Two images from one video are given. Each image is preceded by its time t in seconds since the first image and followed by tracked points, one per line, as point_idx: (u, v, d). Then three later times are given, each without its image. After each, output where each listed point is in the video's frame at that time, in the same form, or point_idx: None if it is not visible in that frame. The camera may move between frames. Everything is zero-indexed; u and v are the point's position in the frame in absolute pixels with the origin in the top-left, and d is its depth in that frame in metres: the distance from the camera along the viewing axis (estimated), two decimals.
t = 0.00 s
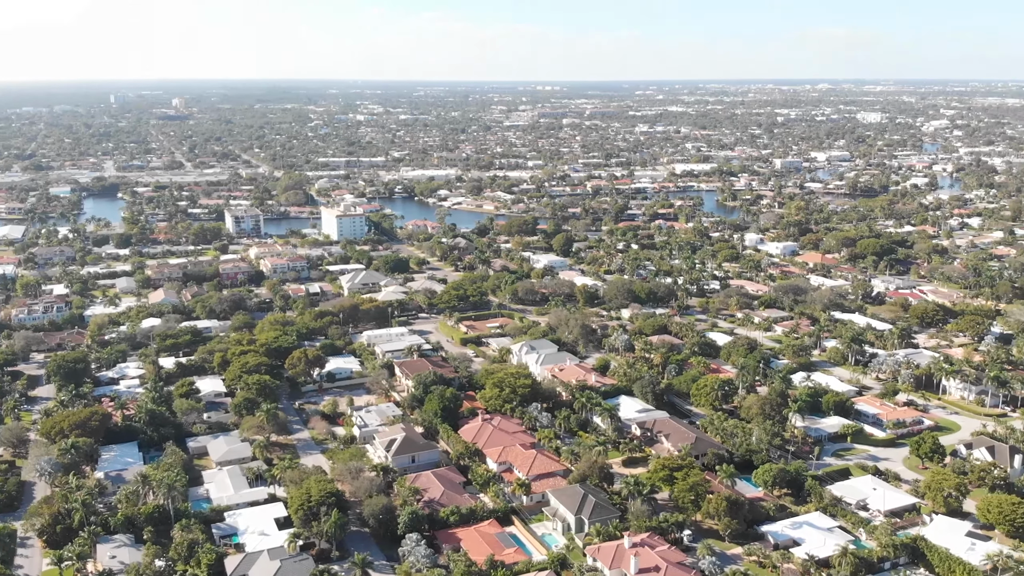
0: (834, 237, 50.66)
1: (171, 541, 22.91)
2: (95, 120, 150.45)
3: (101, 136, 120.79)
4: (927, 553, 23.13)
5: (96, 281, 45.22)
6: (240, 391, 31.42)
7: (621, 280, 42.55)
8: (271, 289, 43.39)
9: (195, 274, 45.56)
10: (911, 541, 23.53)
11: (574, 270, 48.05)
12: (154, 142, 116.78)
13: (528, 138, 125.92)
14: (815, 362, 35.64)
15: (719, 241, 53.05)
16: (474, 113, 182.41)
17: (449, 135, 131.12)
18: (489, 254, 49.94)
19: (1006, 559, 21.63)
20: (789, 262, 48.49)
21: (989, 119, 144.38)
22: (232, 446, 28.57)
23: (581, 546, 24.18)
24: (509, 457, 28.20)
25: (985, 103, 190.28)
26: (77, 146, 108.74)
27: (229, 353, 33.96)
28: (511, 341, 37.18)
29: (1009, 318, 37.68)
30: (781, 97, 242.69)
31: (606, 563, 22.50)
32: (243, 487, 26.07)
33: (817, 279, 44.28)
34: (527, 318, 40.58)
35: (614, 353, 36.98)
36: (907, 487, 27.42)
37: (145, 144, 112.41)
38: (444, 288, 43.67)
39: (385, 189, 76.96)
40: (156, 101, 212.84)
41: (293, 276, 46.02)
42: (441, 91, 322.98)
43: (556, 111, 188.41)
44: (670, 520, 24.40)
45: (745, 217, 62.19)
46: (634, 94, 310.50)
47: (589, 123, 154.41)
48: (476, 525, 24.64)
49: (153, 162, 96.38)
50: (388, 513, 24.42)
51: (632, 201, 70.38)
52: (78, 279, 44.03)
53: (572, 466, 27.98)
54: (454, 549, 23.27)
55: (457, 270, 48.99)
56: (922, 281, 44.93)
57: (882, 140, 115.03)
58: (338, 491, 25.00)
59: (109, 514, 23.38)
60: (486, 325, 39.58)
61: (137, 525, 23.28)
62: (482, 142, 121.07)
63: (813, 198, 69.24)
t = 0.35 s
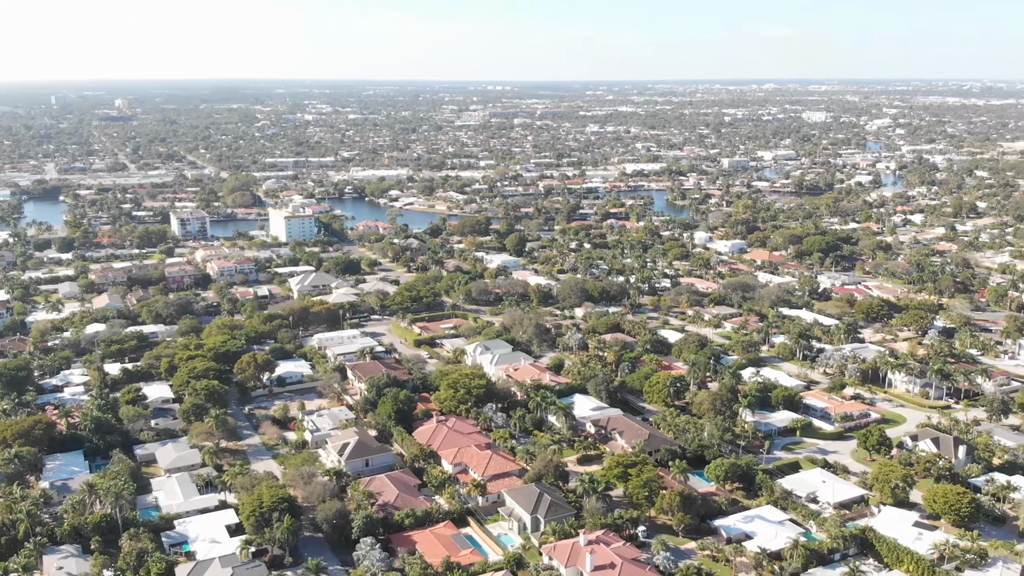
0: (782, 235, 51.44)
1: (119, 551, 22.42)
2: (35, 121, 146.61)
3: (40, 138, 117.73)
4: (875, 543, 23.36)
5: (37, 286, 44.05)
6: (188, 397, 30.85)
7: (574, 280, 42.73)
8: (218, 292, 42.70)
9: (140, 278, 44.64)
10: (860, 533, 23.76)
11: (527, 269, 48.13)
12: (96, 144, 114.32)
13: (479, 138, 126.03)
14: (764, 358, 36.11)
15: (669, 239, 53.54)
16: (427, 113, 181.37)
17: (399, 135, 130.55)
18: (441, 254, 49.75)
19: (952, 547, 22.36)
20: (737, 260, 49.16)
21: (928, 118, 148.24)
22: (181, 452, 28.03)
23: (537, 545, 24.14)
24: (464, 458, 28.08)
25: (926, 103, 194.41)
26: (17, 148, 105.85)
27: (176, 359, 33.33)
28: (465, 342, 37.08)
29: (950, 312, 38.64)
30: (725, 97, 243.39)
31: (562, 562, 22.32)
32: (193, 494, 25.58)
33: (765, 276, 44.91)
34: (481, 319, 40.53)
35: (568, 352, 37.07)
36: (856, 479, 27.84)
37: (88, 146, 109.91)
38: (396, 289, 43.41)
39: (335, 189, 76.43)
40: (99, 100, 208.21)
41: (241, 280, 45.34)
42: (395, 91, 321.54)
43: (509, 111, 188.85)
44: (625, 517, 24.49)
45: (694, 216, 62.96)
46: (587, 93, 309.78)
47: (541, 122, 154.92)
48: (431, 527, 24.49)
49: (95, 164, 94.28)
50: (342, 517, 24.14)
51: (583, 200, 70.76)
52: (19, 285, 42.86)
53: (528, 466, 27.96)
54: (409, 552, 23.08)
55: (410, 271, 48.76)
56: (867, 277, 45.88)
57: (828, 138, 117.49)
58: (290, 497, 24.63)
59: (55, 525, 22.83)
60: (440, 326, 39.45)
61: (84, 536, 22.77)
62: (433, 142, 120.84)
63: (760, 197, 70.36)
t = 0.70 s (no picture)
0: (733, 233, 52.11)
1: (70, 561, 21.93)
2: None
3: None
4: (830, 535, 23.66)
5: None
6: (139, 402, 30.28)
7: (531, 279, 42.82)
8: (169, 296, 42.01)
9: (87, 282, 43.71)
10: (815, 525, 23.99)
11: (484, 269, 48.14)
12: (41, 145, 111.72)
13: (435, 138, 125.67)
14: (718, 355, 36.49)
15: (624, 238, 53.92)
16: (384, 113, 180.01)
17: (354, 134, 129.83)
18: (397, 255, 49.56)
19: (904, 538, 22.79)
20: (691, 258, 49.66)
21: (876, 117, 151.40)
22: (132, 459, 27.48)
23: (496, 545, 24.11)
24: (423, 459, 27.92)
25: (874, 102, 198.35)
26: None
27: (127, 364, 32.69)
28: (422, 343, 36.96)
29: (899, 307, 39.44)
30: (680, 97, 245.50)
31: (522, 561, 22.34)
32: (146, 502, 25.11)
33: (718, 274, 45.43)
34: (438, 319, 40.40)
35: (525, 351, 37.13)
36: (810, 472, 28.24)
37: (33, 148, 107.37)
38: (351, 290, 43.12)
39: (288, 189, 75.73)
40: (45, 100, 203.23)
41: (192, 283, 44.67)
42: (352, 92, 319.37)
43: (465, 111, 188.84)
44: (584, 515, 24.53)
45: (648, 215, 63.52)
46: (541, 92, 308.24)
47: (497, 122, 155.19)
48: (390, 530, 24.32)
49: (41, 166, 92.10)
50: (299, 522, 23.86)
51: (539, 199, 70.99)
52: None
53: (487, 466, 27.91)
54: (367, 556, 22.89)
55: (365, 272, 48.45)
56: (818, 274, 46.68)
57: (779, 137, 119.46)
58: (245, 502, 24.26)
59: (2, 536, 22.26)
60: (397, 327, 39.26)
61: (33, 546, 22.25)
62: (388, 141, 120.32)
63: (713, 195, 71.21)
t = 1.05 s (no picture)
0: (700, 232, 52.54)
1: (34, 568, 21.55)
2: None
3: None
4: (797, 530, 23.88)
5: None
6: (102, 407, 29.83)
7: (500, 279, 42.82)
8: (132, 298, 41.47)
9: (48, 284, 42.99)
10: (782, 520, 24.24)
11: (453, 269, 48.07)
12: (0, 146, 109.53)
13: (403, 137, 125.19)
14: (686, 352, 36.77)
15: (593, 237, 54.08)
16: (352, 112, 178.75)
17: (321, 133, 128.97)
18: (365, 255, 49.35)
19: (870, 532, 23.01)
20: (659, 256, 49.97)
21: (840, 116, 153.33)
22: (96, 464, 27.06)
23: (467, 546, 24.05)
24: (393, 461, 27.79)
25: (837, 101, 200.88)
26: None
27: (90, 368, 32.21)
28: (391, 343, 36.83)
29: (863, 304, 39.99)
30: (647, 96, 246.42)
31: (492, 561, 22.30)
32: (111, 507, 24.74)
33: (685, 272, 45.76)
34: (407, 320, 40.32)
35: (494, 350, 37.12)
36: (777, 467, 28.49)
37: None
38: (319, 291, 42.86)
39: (253, 189, 75.08)
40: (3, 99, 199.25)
41: (156, 284, 44.13)
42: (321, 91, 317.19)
43: (432, 109, 188.37)
44: (554, 513, 24.53)
45: (616, 214, 63.80)
46: (512, 92, 308.12)
47: (466, 121, 155.09)
48: (359, 532, 24.15)
49: None
50: (268, 525, 23.64)
51: (507, 199, 71.03)
52: None
53: (457, 466, 27.85)
54: (337, 558, 22.71)
55: (333, 272, 48.18)
56: (783, 271, 47.20)
57: (744, 136, 120.73)
58: (212, 506, 23.98)
59: None
60: (365, 328, 39.08)
61: None
62: (356, 140, 119.75)
63: (679, 194, 71.75)
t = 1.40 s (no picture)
0: (667, 230, 52.90)
1: None
2: None
3: None
4: (763, 525, 24.10)
5: None
6: (64, 411, 29.35)
7: (468, 278, 42.78)
8: (94, 301, 40.89)
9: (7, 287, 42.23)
10: (749, 516, 24.45)
11: (420, 268, 47.95)
12: None
13: (370, 136, 124.62)
14: (653, 349, 37.00)
15: (561, 236, 54.20)
16: (317, 111, 177.46)
17: (285, 133, 127.78)
18: (331, 255, 49.09)
19: (836, 526, 23.23)
20: (626, 254, 50.23)
21: (804, 115, 155.23)
22: (59, 470, 26.59)
23: (436, 546, 23.99)
24: (361, 463, 27.65)
25: (801, 99, 203.14)
26: None
27: (51, 372, 31.69)
28: (358, 344, 36.67)
29: (827, 301, 40.50)
30: (614, 95, 247.21)
31: (462, 562, 22.25)
32: (74, 513, 24.34)
33: (652, 270, 46.06)
34: (374, 320, 40.18)
35: (463, 350, 37.08)
36: (743, 463, 28.74)
37: None
38: (284, 292, 42.56)
39: (216, 189, 74.30)
40: None
41: (117, 286, 43.55)
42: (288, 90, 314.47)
43: (398, 108, 187.62)
44: (524, 512, 24.49)
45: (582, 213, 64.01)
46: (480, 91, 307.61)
47: (433, 120, 154.77)
48: (327, 535, 23.97)
49: None
50: (234, 529, 23.41)
51: (475, 198, 71.00)
52: None
53: (426, 466, 27.77)
54: (305, 561, 22.51)
55: (298, 273, 47.85)
56: (748, 268, 47.67)
57: (710, 135, 121.79)
58: (178, 511, 23.69)
59: None
60: (331, 329, 38.86)
61: None
62: (321, 140, 118.95)
63: (645, 193, 72.22)
